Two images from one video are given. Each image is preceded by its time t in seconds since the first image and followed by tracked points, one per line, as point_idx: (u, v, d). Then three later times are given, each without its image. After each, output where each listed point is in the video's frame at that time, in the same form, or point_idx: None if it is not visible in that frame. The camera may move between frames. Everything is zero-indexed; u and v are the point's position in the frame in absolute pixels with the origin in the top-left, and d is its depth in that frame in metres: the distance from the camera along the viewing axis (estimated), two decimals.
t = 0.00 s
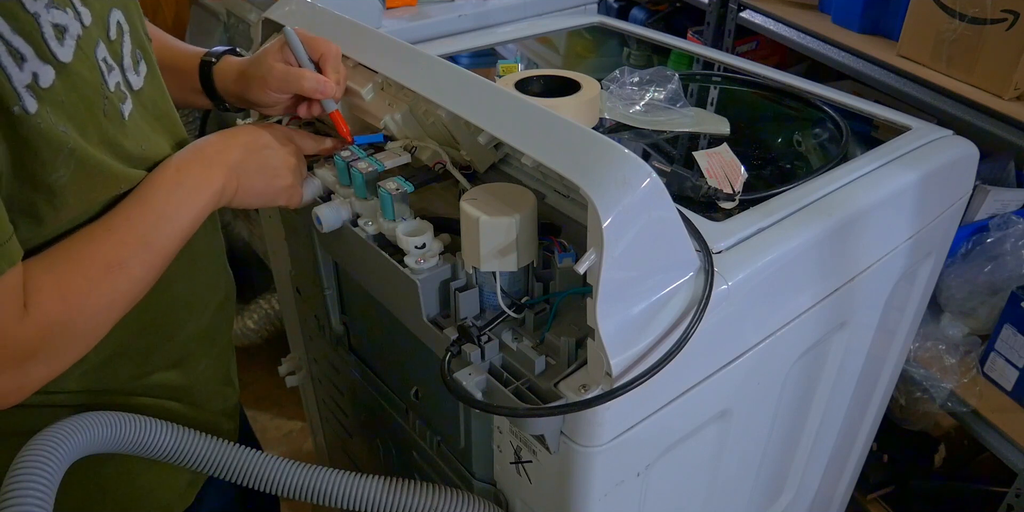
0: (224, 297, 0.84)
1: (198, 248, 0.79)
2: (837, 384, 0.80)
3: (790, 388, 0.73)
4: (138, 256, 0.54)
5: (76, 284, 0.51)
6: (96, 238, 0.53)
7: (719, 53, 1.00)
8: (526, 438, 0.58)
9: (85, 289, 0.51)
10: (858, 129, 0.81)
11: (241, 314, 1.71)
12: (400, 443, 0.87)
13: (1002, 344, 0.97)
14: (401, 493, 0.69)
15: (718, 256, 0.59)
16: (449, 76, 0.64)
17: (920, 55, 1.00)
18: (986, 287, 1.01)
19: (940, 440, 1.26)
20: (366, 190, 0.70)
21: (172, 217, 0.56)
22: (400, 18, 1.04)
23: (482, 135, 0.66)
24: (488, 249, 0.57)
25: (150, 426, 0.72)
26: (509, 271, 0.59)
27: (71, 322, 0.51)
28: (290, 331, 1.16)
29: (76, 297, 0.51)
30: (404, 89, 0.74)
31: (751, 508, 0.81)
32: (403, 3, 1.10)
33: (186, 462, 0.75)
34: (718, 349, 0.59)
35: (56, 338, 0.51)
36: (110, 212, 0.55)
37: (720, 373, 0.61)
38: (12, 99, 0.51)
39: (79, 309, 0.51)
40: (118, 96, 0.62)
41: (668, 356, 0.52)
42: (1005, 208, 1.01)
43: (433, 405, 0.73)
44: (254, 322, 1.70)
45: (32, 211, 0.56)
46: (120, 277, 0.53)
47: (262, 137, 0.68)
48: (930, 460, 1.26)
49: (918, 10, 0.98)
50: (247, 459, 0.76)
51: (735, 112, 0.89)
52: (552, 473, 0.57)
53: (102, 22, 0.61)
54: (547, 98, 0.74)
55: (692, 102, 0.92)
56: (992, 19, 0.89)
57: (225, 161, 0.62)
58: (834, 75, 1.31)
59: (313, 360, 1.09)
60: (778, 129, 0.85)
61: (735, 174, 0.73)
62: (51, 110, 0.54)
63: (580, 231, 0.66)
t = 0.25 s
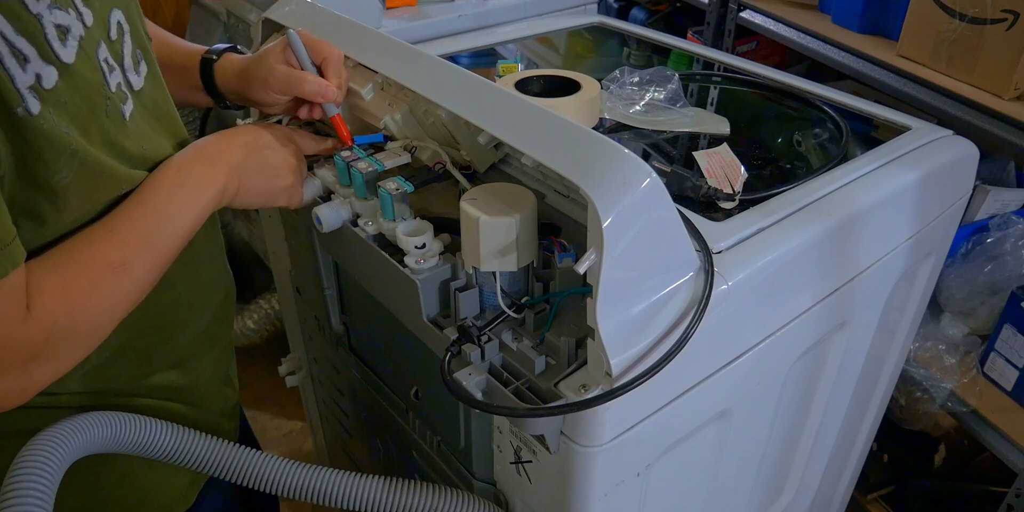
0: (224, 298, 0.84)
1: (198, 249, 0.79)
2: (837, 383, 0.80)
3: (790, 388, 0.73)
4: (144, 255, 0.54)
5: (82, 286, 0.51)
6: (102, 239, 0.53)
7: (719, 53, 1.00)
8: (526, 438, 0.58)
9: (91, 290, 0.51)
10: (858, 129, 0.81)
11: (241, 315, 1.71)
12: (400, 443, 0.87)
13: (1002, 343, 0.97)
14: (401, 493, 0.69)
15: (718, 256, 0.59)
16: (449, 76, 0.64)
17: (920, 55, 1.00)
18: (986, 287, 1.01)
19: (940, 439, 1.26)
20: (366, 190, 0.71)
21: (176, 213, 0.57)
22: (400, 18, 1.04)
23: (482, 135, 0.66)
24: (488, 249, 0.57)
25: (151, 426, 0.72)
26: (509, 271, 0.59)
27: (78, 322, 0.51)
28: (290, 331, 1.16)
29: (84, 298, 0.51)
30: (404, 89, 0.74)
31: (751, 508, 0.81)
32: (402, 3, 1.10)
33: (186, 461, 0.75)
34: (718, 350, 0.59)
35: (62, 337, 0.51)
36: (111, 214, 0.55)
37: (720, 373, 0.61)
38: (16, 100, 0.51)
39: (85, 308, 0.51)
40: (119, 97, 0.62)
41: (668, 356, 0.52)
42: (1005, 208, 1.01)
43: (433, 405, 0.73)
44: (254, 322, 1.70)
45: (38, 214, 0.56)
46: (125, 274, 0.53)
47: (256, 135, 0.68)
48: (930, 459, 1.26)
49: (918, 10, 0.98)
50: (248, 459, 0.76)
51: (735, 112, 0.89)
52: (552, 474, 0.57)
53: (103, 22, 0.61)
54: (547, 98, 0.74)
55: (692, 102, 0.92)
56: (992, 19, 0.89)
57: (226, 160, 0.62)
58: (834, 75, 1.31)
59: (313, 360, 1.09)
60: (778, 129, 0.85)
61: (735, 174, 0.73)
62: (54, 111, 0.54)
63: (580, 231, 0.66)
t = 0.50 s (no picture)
0: (234, 299, 0.83)
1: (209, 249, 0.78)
2: (837, 384, 0.80)
3: (790, 388, 0.73)
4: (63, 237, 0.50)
5: None
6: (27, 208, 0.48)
7: (718, 53, 1.00)
8: (526, 438, 0.58)
9: None
10: (858, 129, 0.81)
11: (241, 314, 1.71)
12: (399, 443, 0.87)
13: (1002, 344, 0.97)
14: (401, 493, 0.69)
15: (718, 256, 0.59)
16: (449, 76, 0.64)
17: (920, 55, 1.00)
18: (986, 287, 1.01)
19: (940, 439, 1.26)
20: (366, 190, 0.71)
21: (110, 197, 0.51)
22: (400, 18, 1.04)
23: (482, 135, 0.66)
24: (488, 249, 0.57)
25: (150, 426, 0.72)
26: (509, 271, 0.59)
27: None
28: (290, 331, 1.16)
29: None
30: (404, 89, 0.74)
31: (751, 508, 0.81)
32: (402, 4, 1.10)
33: (186, 462, 0.75)
34: (718, 350, 0.59)
35: None
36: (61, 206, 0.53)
37: (720, 373, 0.61)
38: None
39: None
40: (88, 60, 0.62)
41: (668, 356, 0.52)
42: (1005, 208, 1.01)
43: (433, 404, 0.73)
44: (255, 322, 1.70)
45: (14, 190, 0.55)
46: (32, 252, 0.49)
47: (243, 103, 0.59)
48: (930, 460, 1.26)
49: (918, 10, 0.98)
50: (248, 459, 0.76)
51: (735, 113, 0.89)
52: (552, 474, 0.57)
53: None
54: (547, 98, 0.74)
55: (692, 102, 0.92)
56: (992, 19, 0.89)
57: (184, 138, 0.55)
58: (834, 75, 1.31)
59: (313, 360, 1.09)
60: (778, 130, 0.85)
61: (735, 174, 0.73)
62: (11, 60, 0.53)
63: (580, 231, 0.66)
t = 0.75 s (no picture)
0: (219, 291, 0.85)
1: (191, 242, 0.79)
2: (837, 384, 0.80)
3: (790, 388, 0.73)
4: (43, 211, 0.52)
5: None
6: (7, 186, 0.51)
7: (718, 53, 1.00)
8: (526, 438, 0.58)
9: None
10: (858, 129, 0.81)
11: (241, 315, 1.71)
12: (399, 443, 0.87)
13: (1002, 344, 0.97)
14: (401, 493, 0.69)
15: (718, 256, 0.59)
16: (449, 76, 0.64)
17: (919, 55, 1.00)
18: (986, 288, 1.01)
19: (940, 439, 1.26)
20: (366, 190, 0.71)
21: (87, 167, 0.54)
22: (400, 18, 1.04)
23: (482, 135, 0.66)
24: (488, 249, 0.57)
25: (150, 426, 0.72)
26: (509, 271, 0.59)
27: None
28: (290, 331, 1.16)
29: None
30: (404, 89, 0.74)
31: (752, 508, 0.81)
32: (402, 3, 1.10)
33: (186, 462, 0.75)
34: (718, 350, 0.59)
35: None
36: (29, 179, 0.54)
37: (720, 373, 0.61)
38: None
39: None
40: (62, 51, 0.64)
41: (668, 356, 0.52)
42: (1005, 208, 1.01)
43: (433, 404, 0.73)
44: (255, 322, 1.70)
45: None
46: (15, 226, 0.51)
47: (192, 63, 0.62)
48: (931, 460, 1.26)
49: (918, 10, 0.98)
50: (247, 459, 0.76)
51: (735, 113, 0.89)
52: (552, 474, 0.57)
53: None
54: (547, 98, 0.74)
55: (692, 102, 0.92)
56: (992, 19, 0.89)
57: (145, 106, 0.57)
58: (834, 75, 1.31)
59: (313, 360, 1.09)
60: (779, 129, 0.85)
61: (735, 174, 0.73)
62: None
63: (581, 231, 0.66)
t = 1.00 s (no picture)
0: (223, 292, 0.84)
1: (195, 243, 0.79)
2: (837, 384, 0.80)
3: (790, 388, 0.73)
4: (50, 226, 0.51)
5: None
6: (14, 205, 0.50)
7: (718, 53, 1.00)
8: (526, 438, 0.58)
9: None
10: (858, 129, 0.81)
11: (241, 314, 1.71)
12: (399, 443, 0.87)
13: (1002, 344, 0.97)
14: (401, 493, 0.69)
15: (718, 256, 0.59)
16: (450, 76, 0.64)
17: (919, 55, 1.00)
18: (986, 288, 1.01)
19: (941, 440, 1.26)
20: (366, 190, 0.71)
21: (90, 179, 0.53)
22: (400, 18, 1.04)
23: (482, 135, 0.66)
24: (488, 249, 0.57)
25: (150, 426, 0.72)
26: (509, 271, 0.59)
27: None
28: (290, 331, 1.16)
29: None
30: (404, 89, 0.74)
31: (752, 508, 0.81)
32: (402, 3, 1.10)
33: (186, 462, 0.75)
34: (718, 350, 0.59)
35: None
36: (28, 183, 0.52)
37: (720, 373, 0.61)
38: None
39: None
40: (56, 56, 0.63)
41: (668, 356, 0.52)
42: (1005, 208, 1.01)
43: (433, 405, 0.73)
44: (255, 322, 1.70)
45: None
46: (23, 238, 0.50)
47: (199, 67, 0.62)
48: (930, 459, 1.26)
49: (918, 10, 0.98)
50: (248, 459, 0.76)
51: (734, 113, 0.89)
52: (552, 474, 0.57)
53: None
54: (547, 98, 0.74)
55: (692, 102, 0.92)
56: (992, 19, 0.89)
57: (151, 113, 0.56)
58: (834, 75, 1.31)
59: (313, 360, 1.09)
60: (779, 129, 0.85)
61: (735, 174, 0.73)
62: None
63: (581, 231, 0.66)
